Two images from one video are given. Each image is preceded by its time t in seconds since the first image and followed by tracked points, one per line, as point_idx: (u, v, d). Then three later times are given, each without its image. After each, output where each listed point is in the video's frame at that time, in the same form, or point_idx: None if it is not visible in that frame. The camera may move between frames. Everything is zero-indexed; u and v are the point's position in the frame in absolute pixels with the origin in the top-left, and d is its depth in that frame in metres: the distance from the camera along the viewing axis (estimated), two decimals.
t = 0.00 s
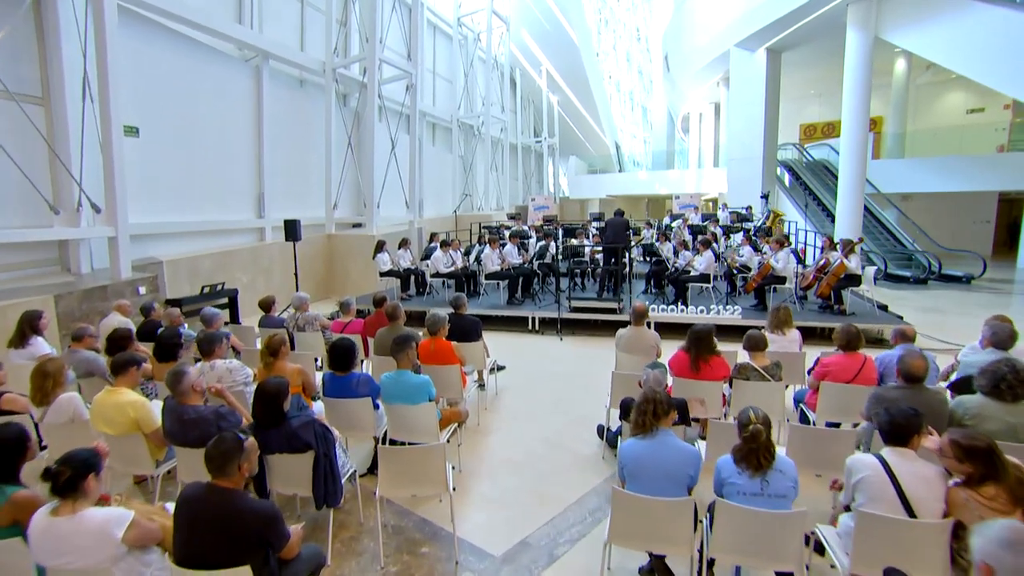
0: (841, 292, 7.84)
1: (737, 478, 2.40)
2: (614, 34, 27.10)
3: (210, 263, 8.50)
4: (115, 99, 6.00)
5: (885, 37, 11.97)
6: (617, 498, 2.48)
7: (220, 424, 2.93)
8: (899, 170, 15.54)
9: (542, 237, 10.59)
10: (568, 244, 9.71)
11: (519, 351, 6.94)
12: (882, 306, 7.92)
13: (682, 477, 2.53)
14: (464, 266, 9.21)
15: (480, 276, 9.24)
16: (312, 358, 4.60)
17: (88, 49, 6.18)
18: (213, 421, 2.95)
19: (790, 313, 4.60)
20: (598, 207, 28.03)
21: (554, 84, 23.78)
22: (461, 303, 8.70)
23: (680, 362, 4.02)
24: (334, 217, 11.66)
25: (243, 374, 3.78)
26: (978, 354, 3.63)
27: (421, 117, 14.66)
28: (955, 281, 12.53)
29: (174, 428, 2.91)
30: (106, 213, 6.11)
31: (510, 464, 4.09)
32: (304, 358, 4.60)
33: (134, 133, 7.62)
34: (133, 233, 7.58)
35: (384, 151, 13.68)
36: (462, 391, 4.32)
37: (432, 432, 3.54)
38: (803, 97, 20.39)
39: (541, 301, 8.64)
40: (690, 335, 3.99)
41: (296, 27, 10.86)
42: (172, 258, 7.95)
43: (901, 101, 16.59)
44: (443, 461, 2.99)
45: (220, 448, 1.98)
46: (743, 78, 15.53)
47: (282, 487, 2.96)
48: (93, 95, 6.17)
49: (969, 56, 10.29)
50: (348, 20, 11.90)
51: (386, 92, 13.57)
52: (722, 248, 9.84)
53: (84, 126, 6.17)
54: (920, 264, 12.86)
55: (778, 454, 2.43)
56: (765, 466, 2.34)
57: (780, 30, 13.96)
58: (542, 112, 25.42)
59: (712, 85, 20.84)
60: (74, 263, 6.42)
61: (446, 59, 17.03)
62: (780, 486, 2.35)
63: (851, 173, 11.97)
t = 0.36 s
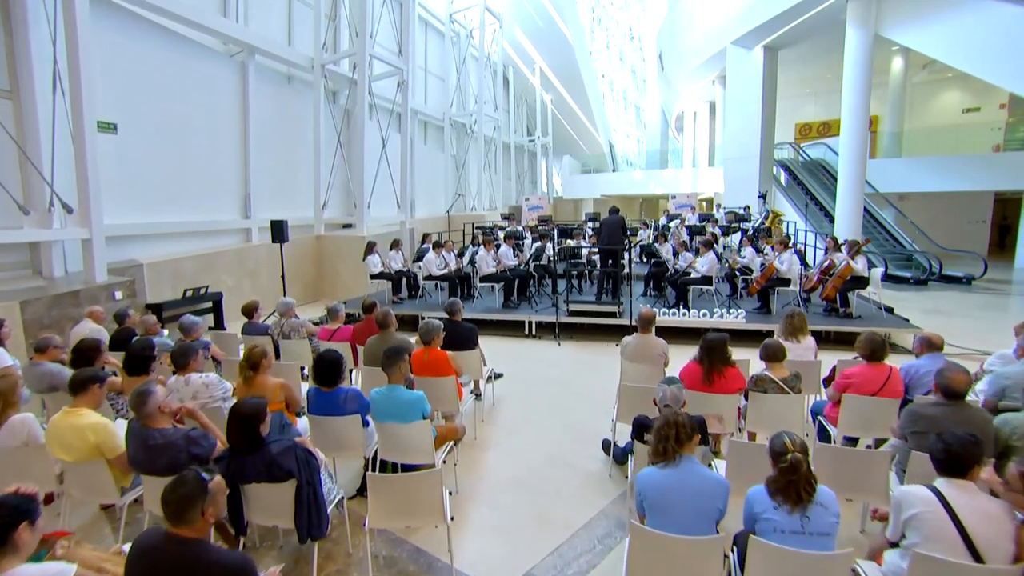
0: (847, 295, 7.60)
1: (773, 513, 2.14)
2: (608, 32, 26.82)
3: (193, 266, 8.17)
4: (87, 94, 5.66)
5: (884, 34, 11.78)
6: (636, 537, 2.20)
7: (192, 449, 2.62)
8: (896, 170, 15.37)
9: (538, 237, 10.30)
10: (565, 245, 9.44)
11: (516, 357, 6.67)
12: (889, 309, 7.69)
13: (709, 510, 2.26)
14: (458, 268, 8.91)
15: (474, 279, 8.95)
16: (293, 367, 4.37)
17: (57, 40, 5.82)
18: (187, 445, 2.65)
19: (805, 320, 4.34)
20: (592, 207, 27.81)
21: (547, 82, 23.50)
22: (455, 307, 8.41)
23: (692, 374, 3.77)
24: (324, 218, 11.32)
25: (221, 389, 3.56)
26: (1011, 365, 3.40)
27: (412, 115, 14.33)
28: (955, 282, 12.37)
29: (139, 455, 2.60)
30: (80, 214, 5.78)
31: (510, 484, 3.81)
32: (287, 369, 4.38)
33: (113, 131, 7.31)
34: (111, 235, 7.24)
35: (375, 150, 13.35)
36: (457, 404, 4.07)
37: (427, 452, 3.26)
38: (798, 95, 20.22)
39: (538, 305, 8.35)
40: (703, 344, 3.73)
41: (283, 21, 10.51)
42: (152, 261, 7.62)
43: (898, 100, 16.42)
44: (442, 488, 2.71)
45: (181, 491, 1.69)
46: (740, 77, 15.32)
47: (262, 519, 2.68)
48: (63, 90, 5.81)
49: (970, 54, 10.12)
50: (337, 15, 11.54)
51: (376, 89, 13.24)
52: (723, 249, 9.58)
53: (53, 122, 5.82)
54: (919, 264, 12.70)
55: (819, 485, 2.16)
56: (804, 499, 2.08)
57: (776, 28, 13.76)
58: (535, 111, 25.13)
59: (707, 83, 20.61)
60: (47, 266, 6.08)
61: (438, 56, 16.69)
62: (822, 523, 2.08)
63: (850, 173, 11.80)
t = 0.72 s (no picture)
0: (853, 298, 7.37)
1: (817, 559, 1.86)
2: (602, 31, 26.57)
3: (174, 269, 7.83)
4: (56, 88, 5.32)
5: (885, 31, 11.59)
6: None
7: (151, 482, 2.30)
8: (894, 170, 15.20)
9: (533, 238, 10.02)
10: (561, 246, 9.16)
11: (512, 364, 6.40)
12: (896, 312, 7.48)
13: (743, 552, 1.98)
14: (451, 271, 8.60)
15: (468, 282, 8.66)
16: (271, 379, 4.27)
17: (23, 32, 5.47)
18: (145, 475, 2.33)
19: (821, 326, 4.00)
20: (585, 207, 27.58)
21: (540, 80, 23.22)
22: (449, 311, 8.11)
23: (705, 388, 3.51)
24: (312, 218, 10.98)
25: (194, 407, 3.25)
26: None
27: (403, 113, 14.01)
28: (955, 283, 12.23)
29: (91, 488, 2.25)
30: (48, 214, 5.44)
31: (508, 505, 3.54)
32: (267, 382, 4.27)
33: (101, 131, 7.21)
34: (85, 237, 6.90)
35: (365, 148, 13.03)
36: (452, 420, 3.82)
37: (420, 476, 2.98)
38: (794, 94, 20.06)
39: (534, 309, 8.08)
40: (717, 356, 3.46)
41: (269, 15, 10.15)
42: (129, 264, 7.28)
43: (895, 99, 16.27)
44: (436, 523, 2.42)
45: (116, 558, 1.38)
46: (736, 74, 15.08)
47: (234, 558, 2.37)
48: (30, 84, 5.46)
49: (973, 51, 9.95)
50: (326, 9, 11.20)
51: (366, 86, 12.91)
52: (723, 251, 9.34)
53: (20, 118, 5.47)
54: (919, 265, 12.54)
55: (870, 525, 1.88)
56: (855, 544, 1.80)
57: (773, 26, 13.56)
58: (527, 110, 24.86)
59: (702, 82, 20.41)
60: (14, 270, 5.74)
61: (429, 54, 16.36)
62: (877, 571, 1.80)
63: (850, 173, 11.60)
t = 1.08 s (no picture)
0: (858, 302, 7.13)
1: None
2: (596, 29, 26.32)
3: (153, 272, 7.50)
4: (18, 81, 4.98)
5: (885, 28, 11.34)
6: None
7: (95, 522, 1.97)
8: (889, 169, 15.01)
9: (528, 239, 9.74)
10: (557, 248, 8.89)
11: (508, 371, 6.12)
12: (902, 315, 7.26)
13: None
14: (442, 274, 8.31)
15: (460, 284, 8.38)
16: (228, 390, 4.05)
17: None
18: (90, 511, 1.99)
19: (840, 336, 3.93)
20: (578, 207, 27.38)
21: (533, 78, 22.98)
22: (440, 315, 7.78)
23: (720, 403, 3.26)
24: (299, 218, 10.64)
25: (161, 427, 2.94)
26: None
27: (393, 111, 13.69)
28: (954, 284, 12.07)
29: (25, 534, 1.93)
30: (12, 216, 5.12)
31: (505, 532, 3.25)
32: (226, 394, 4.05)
33: (98, 130, 7.22)
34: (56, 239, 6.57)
35: (354, 147, 12.70)
36: (446, 436, 3.55)
37: (411, 505, 2.71)
38: (788, 93, 19.91)
39: (528, 312, 7.81)
40: (733, 368, 3.20)
41: (253, 8, 9.81)
42: (103, 266, 6.94)
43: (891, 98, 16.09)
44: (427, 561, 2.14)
45: None
46: (732, 72, 14.87)
47: None
48: None
49: (972, 49, 9.79)
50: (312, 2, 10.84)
51: (355, 83, 12.60)
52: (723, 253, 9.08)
53: None
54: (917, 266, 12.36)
55: None
56: None
57: (769, 24, 13.36)
58: (520, 108, 24.62)
59: (696, 81, 20.21)
60: None
61: (420, 51, 16.06)
62: None
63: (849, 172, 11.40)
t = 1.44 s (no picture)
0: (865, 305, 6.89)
1: None
2: (589, 27, 26.07)
3: (132, 275, 7.17)
4: None
5: (885, 25, 11.08)
6: None
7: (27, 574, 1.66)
8: (887, 169, 14.82)
9: (523, 240, 9.47)
10: (552, 249, 8.63)
11: (503, 379, 5.84)
12: (909, 319, 7.05)
13: None
14: (434, 276, 8.02)
15: (453, 287, 8.09)
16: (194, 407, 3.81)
17: None
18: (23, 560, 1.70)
19: (858, 347, 3.74)
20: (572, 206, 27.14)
21: (525, 77, 22.71)
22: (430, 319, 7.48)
23: (735, 421, 3.00)
24: (285, 219, 10.31)
25: (121, 452, 2.64)
26: None
27: (383, 109, 13.38)
28: (954, 285, 11.88)
29: None
30: None
31: (501, 561, 2.97)
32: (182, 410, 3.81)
33: (97, 130, 7.21)
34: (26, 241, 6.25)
35: (342, 145, 12.37)
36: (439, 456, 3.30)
37: (401, 539, 2.42)
38: (783, 92, 19.75)
39: (524, 316, 7.53)
40: (750, 383, 2.94)
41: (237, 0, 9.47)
42: (77, 269, 6.60)
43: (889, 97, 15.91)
44: None
45: None
46: (728, 70, 14.65)
47: None
48: None
49: (972, 46, 9.62)
50: None
51: (344, 80, 12.29)
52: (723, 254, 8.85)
53: None
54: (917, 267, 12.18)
55: None
56: None
57: (765, 21, 13.15)
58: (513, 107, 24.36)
59: (690, 79, 20.01)
60: None
61: (411, 48, 15.74)
62: None
63: (848, 171, 11.20)
